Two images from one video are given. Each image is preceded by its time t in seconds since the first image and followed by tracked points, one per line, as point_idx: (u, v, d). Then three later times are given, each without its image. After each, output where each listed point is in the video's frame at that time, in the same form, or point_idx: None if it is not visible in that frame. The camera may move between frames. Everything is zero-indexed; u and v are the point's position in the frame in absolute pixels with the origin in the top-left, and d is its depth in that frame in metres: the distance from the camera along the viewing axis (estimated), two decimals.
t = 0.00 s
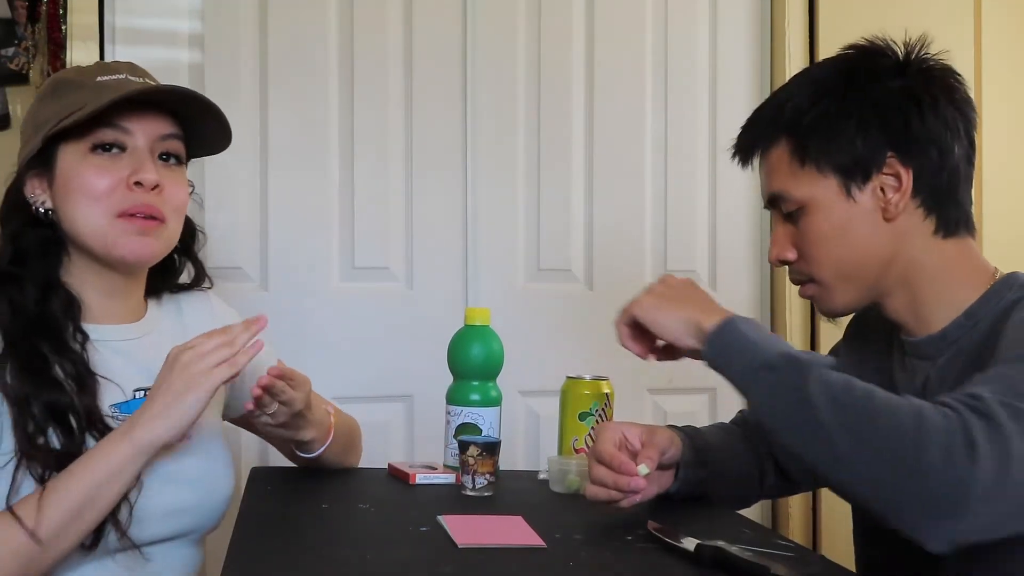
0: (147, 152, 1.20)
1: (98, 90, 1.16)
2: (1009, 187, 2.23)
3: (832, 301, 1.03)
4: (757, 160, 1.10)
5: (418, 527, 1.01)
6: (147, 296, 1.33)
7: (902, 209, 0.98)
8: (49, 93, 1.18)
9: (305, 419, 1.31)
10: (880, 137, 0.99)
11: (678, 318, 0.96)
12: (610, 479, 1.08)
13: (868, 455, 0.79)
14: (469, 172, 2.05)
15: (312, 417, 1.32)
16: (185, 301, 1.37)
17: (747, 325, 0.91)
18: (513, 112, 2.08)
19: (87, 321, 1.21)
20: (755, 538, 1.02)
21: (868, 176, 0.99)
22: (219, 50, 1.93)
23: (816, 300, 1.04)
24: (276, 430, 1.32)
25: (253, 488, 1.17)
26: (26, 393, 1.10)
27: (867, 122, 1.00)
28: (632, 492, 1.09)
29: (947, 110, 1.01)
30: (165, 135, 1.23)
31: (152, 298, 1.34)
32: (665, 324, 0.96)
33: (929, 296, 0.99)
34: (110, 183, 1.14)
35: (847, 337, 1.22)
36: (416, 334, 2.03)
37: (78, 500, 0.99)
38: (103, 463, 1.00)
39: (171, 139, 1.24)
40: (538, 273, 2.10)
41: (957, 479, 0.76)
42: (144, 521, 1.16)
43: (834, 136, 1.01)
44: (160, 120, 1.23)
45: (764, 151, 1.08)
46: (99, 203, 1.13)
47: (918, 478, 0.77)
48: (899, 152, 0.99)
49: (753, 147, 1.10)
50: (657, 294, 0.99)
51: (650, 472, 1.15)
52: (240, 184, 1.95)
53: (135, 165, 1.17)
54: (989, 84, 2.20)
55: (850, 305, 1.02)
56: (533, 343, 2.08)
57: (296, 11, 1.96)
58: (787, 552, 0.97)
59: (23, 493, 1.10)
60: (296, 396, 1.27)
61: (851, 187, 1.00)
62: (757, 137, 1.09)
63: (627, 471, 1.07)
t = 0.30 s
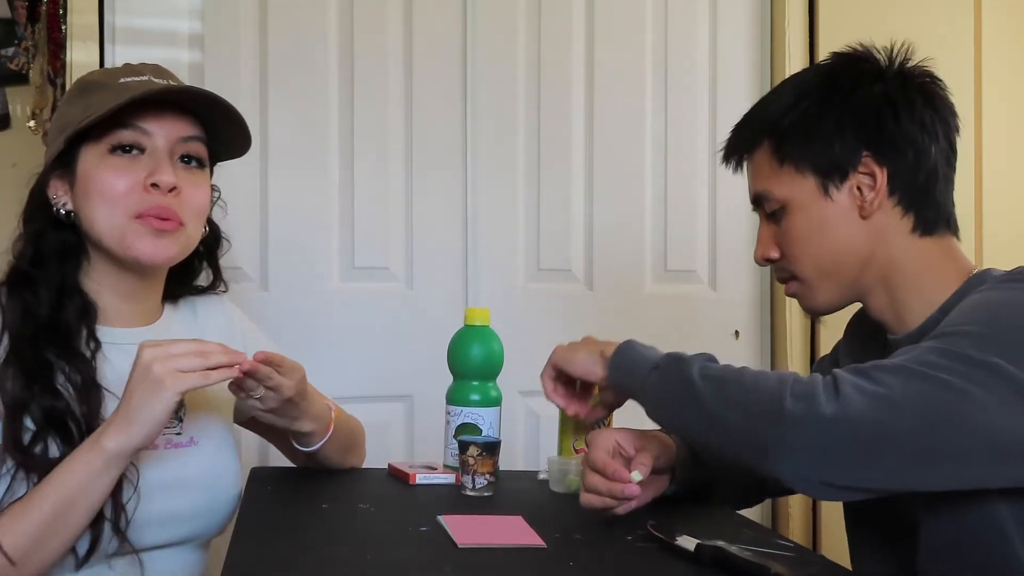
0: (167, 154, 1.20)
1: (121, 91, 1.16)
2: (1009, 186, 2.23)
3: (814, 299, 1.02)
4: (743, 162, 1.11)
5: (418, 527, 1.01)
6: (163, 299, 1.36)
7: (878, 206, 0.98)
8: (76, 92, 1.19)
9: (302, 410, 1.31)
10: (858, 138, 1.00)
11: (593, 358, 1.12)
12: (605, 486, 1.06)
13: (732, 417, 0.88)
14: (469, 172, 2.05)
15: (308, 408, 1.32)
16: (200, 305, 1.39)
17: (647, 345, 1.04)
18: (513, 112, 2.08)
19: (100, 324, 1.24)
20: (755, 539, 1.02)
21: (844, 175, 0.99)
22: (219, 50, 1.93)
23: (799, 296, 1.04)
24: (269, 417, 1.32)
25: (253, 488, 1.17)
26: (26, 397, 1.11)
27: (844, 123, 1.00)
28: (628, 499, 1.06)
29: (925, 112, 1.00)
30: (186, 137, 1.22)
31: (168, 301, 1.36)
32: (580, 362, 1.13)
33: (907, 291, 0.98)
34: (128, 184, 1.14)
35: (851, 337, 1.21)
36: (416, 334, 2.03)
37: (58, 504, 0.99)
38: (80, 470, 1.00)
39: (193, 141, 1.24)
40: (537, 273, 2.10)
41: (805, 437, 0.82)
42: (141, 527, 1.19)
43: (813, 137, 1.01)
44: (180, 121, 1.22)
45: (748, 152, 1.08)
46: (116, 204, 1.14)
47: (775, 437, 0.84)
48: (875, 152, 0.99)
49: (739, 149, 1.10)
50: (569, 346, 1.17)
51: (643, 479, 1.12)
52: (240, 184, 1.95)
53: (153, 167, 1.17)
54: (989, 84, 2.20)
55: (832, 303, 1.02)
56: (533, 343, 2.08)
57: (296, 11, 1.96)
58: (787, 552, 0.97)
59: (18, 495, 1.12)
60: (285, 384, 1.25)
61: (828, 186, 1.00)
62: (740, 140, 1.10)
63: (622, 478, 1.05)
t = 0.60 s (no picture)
0: (177, 156, 1.20)
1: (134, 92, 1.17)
2: (1009, 186, 2.23)
3: (811, 298, 1.02)
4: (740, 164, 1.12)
5: (418, 527, 1.01)
6: (170, 302, 1.36)
7: (874, 205, 0.98)
8: (88, 92, 1.19)
9: (302, 417, 1.31)
10: (855, 137, 1.00)
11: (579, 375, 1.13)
12: (609, 487, 1.07)
13: (722, 421, 0.88)
14: (469, 172, 2.05)
15: (308, 415, 1.31)
16: (207, 306, 1.39)
17: (631, 360, 1.06)
18: (513, 112, 2.08)
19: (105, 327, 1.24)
20: (755, 539, 1.02)
21: (841, 174, 0.99)
22: (219, 50, 1.93)
23: (798, 296, 1.04)
24: (270, 426, 1.32)
25: (253, 488, 1.17)
26: (27, 402, 1.12)
27: (840, 123, 1.00)
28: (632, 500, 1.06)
29: (920, 112, 1.00)
30: (197, 139, 1.23)
31: (176, 304, 1.36)
32: (566, 381, 1.14)
33: (904, 289, 0.98)
34: (137, 184, 1.14)
35: (848, 337, 1.21)
36: (416, 334, 2.03)
37: (53, 514, 0.99)
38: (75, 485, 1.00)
39: (204, 144, 1.24)
40: (537, 273, 2.10)
41: (795, 438, 0.82)
42: (140, 534, 1.19)
43: (811, 136, 1.01)
44: (192, 124, 1.23)
45: (747, 153, 1.08)
46: (123, 204, 1.14)
47: (765, 438, 0.84)
48: (871, 151, 0.99)
49: (737, 152, 1.11)
50: (553, 364, 1.18)
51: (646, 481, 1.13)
52: (240, 183, 1.95)
53: (164, 168, 1.17)
54: (989, 84, 2.20)
55: (829, 302, 1.02)
56: (532, 343, 2.08)
57: (295, 10, 1.96)
58: (786, 552, 0.97)
59: (16, 502, 1.12)
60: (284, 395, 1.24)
61: (825, 185, 1.00)
62: (738, 143, 1.10)
63: (626, 479, 1.06)
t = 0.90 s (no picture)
0: (178, 157, 1.20)
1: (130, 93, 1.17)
2: (1009, 187, 2.23)
3: (817, 294, 1.01)
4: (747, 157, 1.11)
5: (418, 527, 1.01)
6: (173, 302, 1.36)
7: (885, 202, 0.98)
8: (87, 95, 1.19)
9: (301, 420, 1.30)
10: (868, 132, 0.99)
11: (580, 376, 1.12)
12: (608, 490, 1.07)
13: (721, 421, 0.88)
14: (469, 172, 2.05)
15: (308, 419, 1.31)
16: (209, 305, 1.40)
17: (629, 361, 1.06)
18: (513, 112, 2.08)
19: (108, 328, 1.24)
20: (755, 539, 1.02)
21: (852, 170, 0.99)
22: (219, 50, 1.93)
23: (802, 292, 1.03)
24: (269, 428, 1.31)
25: (253, 488, 1.17)
26: (30, 402, 1.12)
27: (853, 118, 1.00)
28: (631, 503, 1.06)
29: (932, 110, 1.01)
30: (197, 140, 1.23)
31: (179, 304, 1.36)
32: (564, 383, 1.14)
33: (910, 288, 0.98)
34: (137, 185, 1.14)
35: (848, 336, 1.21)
36: (415, 334, 2.03)
37: (56, 516, 0.99)
38: (78, 489, 1.00)
39: (205, 144, 1.24)
40: (537, 273, 2.10)
41: (794, 439, 0.82)
42: (142, 536, 1.19)
43: (823, 130, 1.01)
44: (193, 124, 1.23)
45: (756, 146, 1.08)
46: (124, 205, 1.14)
47: (764, 440, 0.84)
48: (883, 147, 0.99)
49: (746, 144, 1.10)
50: (553, 365, 1.18)
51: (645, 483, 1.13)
52: (240, 183, 1.95)
53: (163, 169, 1.17)
54: (989, 84, 2.20)
55: (835, 300, 1.01)
56: (532, 342, 2.08)
57: (295, 10, 1.96)
58: (786, 552, 0.97)
59: (18, 505, 1.12)
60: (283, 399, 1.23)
61: (836, 181, 1.00)
62: (746, 136, 1.10)
63: (625, 482, 1.06)
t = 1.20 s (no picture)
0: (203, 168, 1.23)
1: (161, 102, 1.18)
2: (1009, 186, 2.23)
3: (817, 290, 1.02)
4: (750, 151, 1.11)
5: (418, 526, 1.01)
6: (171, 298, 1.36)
7: (886, 202, 0.98)
8: (94, 95, 1.18)
9: (297, 423, 1.30)
10: (871, 130, 0.99)
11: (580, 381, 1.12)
12: (605, 490, 1.06)
13: (717, 426, 0.88)
14: (469, 172, 2.05)
15: (304, 422, 1.30)
16: (206, 302, 1.40)
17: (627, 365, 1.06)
18: (513, 112, 2.08)
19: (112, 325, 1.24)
20: (755, 539, 1.01)
21: (853, 169, 0.99)
22: (219, 50, 1.93)
23: (802, 287, 1.04)
24: (264, 431, 1.31)
25: (252, 488, 1.17)
26: (32, 401, 1.12)
27: (858, 115, 1.00)
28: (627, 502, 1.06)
29: (937, 109, 1.00)
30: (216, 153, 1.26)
31: (177, 301, 1.36)
32: (560, 391, 1.15)
33: (910, 287, 0.98)
34: (170, 193, 1.16)
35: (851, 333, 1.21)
36: (415, 333, 2.02)
37: (64, 515, 0.99)
38: (83, 486, 1.00)
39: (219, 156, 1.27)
40: (538, 273, 2.10)
41: (791, 444, 0.82)
42: (145, 534, 1.19)
43: (827, 127, 1.01)
44: (213, 138, 1.26)
45: (760, 141, 1.08)
46: (154, 211, 1.15)
47: (760, 444, 0.84)
48: (886, 146, 0.99)
49: (750, 137, 1.10)
50: (551, 374, 1.18)
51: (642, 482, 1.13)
52: (239, 183, 1.95)
53: (196, 178, 1.20)
54: (989, 84, 2.20)
55: (834, 296, 1.02)
56: (532, 342, 2.08)
57: (296, 10, 1.96)
58: (786, 552, 0.96)
59: (21, 504, 1.12)
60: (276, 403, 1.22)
61: (837, 179, 1.00)
62: (751, 131, 1.10)
63: (622, 481, 1.05)
